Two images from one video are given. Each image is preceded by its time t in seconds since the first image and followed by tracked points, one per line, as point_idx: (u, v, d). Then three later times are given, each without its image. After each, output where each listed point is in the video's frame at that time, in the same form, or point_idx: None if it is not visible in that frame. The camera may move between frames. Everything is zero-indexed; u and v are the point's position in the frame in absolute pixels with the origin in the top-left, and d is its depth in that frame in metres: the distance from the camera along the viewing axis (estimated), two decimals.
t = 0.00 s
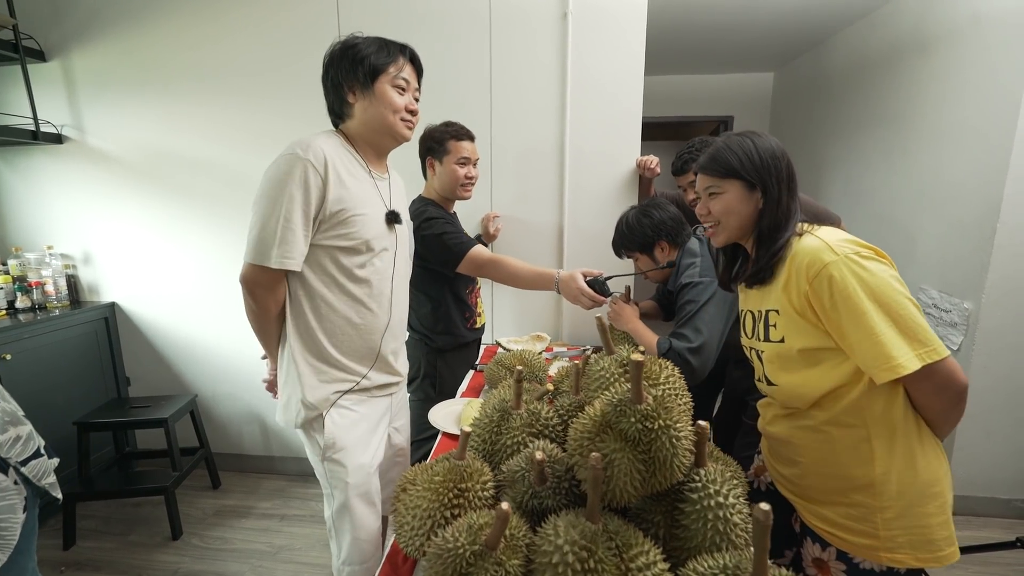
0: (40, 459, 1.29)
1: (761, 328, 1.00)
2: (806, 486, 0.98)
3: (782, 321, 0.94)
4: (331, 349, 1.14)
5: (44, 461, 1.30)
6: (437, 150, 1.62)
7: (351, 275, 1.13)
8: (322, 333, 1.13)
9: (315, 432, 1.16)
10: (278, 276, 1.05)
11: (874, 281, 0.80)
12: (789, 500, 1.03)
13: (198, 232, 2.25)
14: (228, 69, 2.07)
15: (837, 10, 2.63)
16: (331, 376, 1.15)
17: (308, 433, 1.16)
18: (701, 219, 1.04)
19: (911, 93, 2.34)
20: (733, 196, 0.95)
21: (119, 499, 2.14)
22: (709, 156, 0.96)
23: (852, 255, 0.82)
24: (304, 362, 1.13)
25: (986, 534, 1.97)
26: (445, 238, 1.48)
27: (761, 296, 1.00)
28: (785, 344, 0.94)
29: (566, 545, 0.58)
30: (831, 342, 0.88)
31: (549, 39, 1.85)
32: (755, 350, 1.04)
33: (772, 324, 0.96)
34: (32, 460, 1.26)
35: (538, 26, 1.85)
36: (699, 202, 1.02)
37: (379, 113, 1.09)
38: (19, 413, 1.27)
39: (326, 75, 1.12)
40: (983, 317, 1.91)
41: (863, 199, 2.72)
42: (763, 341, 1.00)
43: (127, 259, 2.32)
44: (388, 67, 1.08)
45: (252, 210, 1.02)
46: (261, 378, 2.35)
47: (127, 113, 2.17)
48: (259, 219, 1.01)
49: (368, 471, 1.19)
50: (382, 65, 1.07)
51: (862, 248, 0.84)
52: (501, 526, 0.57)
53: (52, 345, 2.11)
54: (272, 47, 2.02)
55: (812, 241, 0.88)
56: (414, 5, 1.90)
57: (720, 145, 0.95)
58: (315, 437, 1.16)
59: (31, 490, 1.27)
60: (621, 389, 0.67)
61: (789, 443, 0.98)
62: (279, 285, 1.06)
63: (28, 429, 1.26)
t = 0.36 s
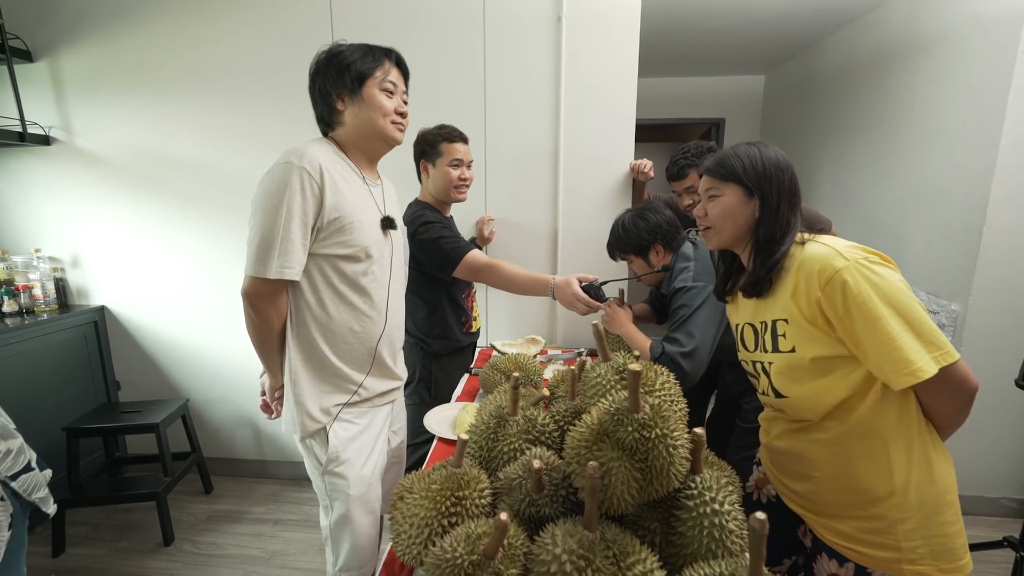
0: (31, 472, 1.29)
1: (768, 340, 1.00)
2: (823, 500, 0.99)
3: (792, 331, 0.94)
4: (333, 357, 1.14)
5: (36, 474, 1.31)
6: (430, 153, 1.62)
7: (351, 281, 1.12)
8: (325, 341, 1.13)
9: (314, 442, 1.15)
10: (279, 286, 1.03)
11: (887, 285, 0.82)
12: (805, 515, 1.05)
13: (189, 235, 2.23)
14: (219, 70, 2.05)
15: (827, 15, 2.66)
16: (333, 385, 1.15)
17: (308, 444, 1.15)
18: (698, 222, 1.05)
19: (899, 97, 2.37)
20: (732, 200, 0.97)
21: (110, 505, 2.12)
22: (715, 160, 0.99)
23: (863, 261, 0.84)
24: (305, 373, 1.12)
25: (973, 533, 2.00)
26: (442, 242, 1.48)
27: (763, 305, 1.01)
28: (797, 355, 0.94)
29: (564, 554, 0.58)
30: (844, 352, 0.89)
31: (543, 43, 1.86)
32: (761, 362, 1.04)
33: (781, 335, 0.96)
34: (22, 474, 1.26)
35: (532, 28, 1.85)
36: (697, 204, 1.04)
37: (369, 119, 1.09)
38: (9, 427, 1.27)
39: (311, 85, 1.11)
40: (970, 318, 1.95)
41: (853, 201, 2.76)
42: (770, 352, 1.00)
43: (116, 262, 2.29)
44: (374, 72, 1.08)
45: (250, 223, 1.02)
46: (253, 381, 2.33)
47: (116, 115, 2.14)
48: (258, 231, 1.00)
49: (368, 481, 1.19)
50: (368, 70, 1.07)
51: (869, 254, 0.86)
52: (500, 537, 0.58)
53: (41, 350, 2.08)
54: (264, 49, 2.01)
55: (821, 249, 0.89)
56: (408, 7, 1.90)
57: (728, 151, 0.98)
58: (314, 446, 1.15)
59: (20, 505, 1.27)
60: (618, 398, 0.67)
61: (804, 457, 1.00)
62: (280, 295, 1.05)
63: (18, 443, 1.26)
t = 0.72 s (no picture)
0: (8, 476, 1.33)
1: (767, 345, 0.98)
2: (829, 506, 0.99)
3: (795, 334, 0.93)
4: (323, 360, 1.13)
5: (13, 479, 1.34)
6: (417, 154, 1.62)
7: (340, 284, 1.12)
8: (315, 346, 1.12)
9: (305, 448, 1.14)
10: (266, 291, 1.02)
11: (889, 284, 0.84)
12: (811, 524, 1.03)
13: (177, 237, 2.22)
14: (207, 71, 2.04)
15: (816, 16, 2.67)
16: (322, 389, 1.14)
17: (298, 451, 1.14)
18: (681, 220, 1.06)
19: (888, 98, 2.38)
20: (712, 199, 0.97)
21: (98, 508, 2.11)
22: (702, 160, 1.00)
23: (865, 260, 0.86)
24: (295, 378, 1.11)
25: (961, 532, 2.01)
26: (433, 243, 1.47)
27: (754, 311, 0.99)
28: (800, 359, 0.93)
29: (537, 558, 0.58)
30: (849, 353, 0.91)
31: (531, 44, 1.86)
32: (757, 369, 1.01)
33: (783, 339, 0.95)
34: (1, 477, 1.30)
35: (521, 30, 1.85)
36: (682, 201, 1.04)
37: (350, 120, 1.09)
38: None
39: (290, 88, 1.11)
40: (957, 318, 1.96)
41: (842, 202, 2.77)
42: (768, 358, 0.98)
43: (105, 264, 2.28)
44: (353, 74, 1.09)
45: (236, 227, 1.00)
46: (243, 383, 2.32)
47: (104, 117, 2.13)
48: (245, 235, 0.99)
49: (360, 483, 1.20)
50: (347, 72, 1.08)
51: (865, 253, 0.89)
52: (472, 542, 0.57)
53: (28, 352, 2.07)
54: (252, 50, 2.00)
55: (818, 250, 0.90)
56: (396, 8, 1.90)
57: (717, 152, 0.99)
58: (303, 453, 1.14)
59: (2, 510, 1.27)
60: (593, 403, 0.67)
61: (808, 463, 0.99)
62: (268, 300, 1.04)
63: None
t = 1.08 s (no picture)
0: None
1: (767, 351, 0.96)
2: (831, 514, 0.97)
3: (797, 338, 0.91)
4: (306, 361, 1.14)
5: None
6: (411, 157, 1.63)
7: (321, 285, 1.14)
8: (299, 346, 1.13)
9: (291, 450, 1.15)
10: (244, 291, 1.03)
11: (891, 288, 0.84)
12: (812, 532, 1.01)
13: (173, 239, 2.24)
14: (202, 75, 2.06)
15: (811, 17, 2.67)
16: (306, 390, 1.16)
17: (284, 452, 1.15)
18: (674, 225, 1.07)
19: (882, 100, 2.38)
20: (703, 205, 0.98)
21: (95, 507, 2.13)
22: (693, 165, 1.01)
23: (867, 264, 0.86)
24: (279, 379, 1.12)
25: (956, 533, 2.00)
26: (428, 244, 1.47)
27: (752, 317, 0.98)
28: (803, 364, 0.91)
29: (509, 558, 0.59)
30: (851, 357, 0.90)
31: (523, 47, 1.87)
32: (755, 375, 0.99)
33: (785, 346, 0.93)
34: None
35: (513, 33, 1.86)
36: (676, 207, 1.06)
37: (335, 121, 1.10)
38: None
39: (281, 84, 1.12)
40: (950, 320, 1.96)
41: (837, 203, 2.77)
42: (768, 364, 0.96)
43: (102, 265, 2.30)
44: (343, 79, 1.10)
45: (214, 229, 1.02)
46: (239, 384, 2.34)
47: (101, 120, 2.15)
48: (221, 237, 1.01)
49: (346, 485, 1.20)
50: (338, 77, 1.09)
51: (862, 256, 0.89)
52: (444, 541, 0.58)
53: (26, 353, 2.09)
54: (246, 53, 2.02)
55: (818, 253, 0.90)
56: (389, 11, 1.91)
57: (708, 157, 0.99)
58: (288, 454, 1.15)
59: None
60: (568, 405, 0.68)
61: (808, 471, 0.97)
62: (247, 300, 1.05)
63: None
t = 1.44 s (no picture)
0: None
1: (766, 341, 0.96)
2: (822, 500, 0.98)
3: (799, 329, 0.93)
4: (302, 355, 1.17)
5: None
6: (411, 156, 1.65)
7: (317, 280, 1.16)
8: (295, 340, 1.16)
9: (287, 441, 1.18)
10: (243, 286, 1.06)
11: (890, 282, 0.87)
12: (803, 520, 1.03)
13: (177, 238, 2.27)
14: (204, 76, 2.09)
15: (809, 16, 2.68)
16: (303, 382, 1.18)
17: (280, 443, 1.18)
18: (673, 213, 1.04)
19: (880, 98, 2.39)
20: (709, 193, 0.96)
21: (100, 501, 2.16)
22: (696, 152, 0.99)
23: (869, 258, 0.89)
24: (276, 372, 1.15)
25: (953, 530, 2.01)
26: (430, 241, 1.49)
27: (752, 305, 0.98)
28: (804, 354, 0.93)
29: (491, 540, 0.61)
30: (847, 348, 0.92)
31: (520, 47, 1.89)
32: (752, 364, 0.99)
33: (786, 335, 0.94)
34: None
35: (510, 33, 1.89)
36: (675, 196, 1.03)
37: (329, 121, 1.13)
38: None
39: (278, 87, 1.15)
40: (945, 317, 1.96)
41: (836, 201, 2.77)
42: (768, 353, 0.97)
43: (106, 264, 2.34)
44: (338, 79, 1.13)
45: (213, 225, 1.05)
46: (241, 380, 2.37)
47: (106, 121, 2.19)
48: (219, 233, 1.04)
49: (341, 477, 1.24)
50: (332, 76, 1.11)
51: (862, 249, 0.91)
52: (428, 522, 0.61)
53: (33, 349, 2.13)
54: (247, 55, 2.05)
55: (819, 246, 0.92)
56: (388, 13, 1.94)
57: (710, 145, 0.98)
58: (285, 446, 1.18)
59: None
60: (549, 394, 0.71)
61: (803, 459, 0.99)
62: (246, 296, 1.08)
63: None
